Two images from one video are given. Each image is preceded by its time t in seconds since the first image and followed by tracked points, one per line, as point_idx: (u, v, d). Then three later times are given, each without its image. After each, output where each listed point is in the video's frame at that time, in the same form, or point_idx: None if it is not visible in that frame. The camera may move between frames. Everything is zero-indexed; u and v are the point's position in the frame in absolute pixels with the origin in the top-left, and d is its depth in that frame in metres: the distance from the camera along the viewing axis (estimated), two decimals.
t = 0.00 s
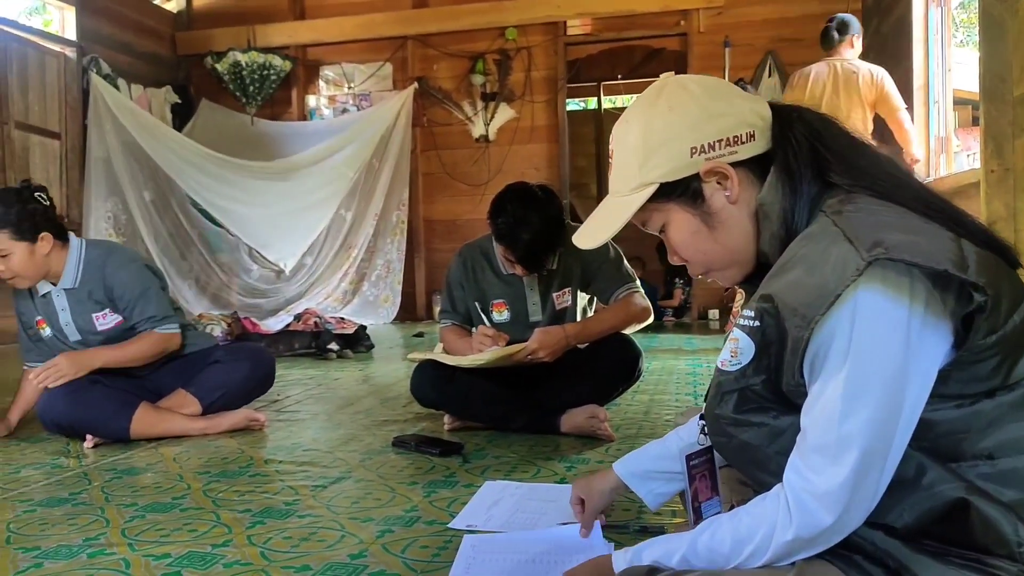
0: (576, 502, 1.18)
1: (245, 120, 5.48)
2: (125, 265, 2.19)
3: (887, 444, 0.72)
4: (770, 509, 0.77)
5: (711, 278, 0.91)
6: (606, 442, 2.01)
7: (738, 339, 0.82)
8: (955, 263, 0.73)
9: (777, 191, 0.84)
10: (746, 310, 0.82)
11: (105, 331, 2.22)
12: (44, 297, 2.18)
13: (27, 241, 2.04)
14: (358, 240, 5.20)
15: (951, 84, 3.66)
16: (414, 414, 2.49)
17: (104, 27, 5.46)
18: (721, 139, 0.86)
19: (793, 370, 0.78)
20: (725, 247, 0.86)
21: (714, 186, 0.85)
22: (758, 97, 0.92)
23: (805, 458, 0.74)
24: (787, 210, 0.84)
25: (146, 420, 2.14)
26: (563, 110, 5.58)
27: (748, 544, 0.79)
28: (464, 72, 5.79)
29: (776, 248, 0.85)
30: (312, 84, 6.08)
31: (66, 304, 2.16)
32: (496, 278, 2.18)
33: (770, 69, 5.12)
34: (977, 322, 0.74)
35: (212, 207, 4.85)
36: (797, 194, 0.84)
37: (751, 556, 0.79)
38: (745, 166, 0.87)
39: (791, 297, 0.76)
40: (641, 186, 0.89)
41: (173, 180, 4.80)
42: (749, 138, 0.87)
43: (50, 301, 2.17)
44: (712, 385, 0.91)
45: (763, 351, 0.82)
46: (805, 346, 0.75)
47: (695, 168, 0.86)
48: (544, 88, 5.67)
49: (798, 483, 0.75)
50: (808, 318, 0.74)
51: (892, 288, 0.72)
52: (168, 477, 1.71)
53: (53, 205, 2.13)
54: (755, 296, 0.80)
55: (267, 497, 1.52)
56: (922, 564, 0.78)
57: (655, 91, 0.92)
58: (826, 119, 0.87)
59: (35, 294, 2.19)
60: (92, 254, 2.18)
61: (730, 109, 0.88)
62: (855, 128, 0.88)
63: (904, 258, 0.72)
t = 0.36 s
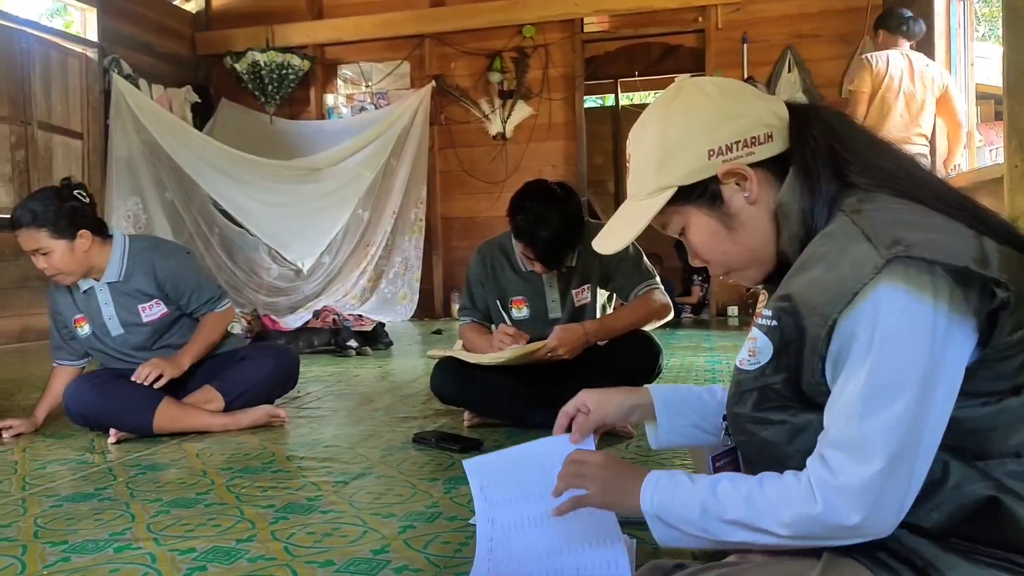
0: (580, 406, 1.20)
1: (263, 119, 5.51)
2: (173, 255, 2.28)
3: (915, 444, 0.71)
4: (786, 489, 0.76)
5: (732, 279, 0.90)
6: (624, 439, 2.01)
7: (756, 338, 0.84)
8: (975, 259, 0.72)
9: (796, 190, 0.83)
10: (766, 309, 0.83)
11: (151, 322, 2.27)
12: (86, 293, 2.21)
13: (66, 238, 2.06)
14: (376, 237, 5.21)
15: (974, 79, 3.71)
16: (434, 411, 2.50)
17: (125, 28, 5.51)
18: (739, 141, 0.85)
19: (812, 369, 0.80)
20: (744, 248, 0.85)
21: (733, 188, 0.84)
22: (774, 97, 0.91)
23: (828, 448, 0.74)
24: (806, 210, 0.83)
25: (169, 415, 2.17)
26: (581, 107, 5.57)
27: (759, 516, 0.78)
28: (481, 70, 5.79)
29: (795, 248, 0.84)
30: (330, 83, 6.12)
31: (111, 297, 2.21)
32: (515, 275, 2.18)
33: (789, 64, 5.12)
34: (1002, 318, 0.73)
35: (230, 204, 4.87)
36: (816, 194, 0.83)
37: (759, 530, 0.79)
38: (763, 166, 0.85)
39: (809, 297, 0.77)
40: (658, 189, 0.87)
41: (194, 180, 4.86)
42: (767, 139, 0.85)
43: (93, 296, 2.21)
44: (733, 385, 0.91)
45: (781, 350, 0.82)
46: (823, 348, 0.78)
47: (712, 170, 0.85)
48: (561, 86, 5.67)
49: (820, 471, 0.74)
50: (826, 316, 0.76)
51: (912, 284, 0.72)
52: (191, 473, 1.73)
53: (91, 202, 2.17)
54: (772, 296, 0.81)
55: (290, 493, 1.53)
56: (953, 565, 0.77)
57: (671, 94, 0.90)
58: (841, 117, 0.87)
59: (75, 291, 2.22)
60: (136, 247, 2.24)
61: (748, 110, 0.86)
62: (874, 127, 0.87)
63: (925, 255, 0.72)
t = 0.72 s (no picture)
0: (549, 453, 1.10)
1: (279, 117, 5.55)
2: (198, 258, 2.31)
3: (926, 443, 0.69)
4: (799, 504, 0.74)
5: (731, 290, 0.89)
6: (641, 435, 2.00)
7: (761, 347, 0.80)
8: (979, 257, 0.70)
9: (794, 201, 0.82)
10: (769, 319, 0.80)
11: (173, 323, 2.30)
12: (109, 290, 2.24)
13: (92, 235, 2.09)
14: (392, 236, 5.24)
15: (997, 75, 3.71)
16: (451, 408, 2.51)
17: (144, 27, 5.57)
18: (728, 153, 0.84)
19: (819, 378, 0.76)
20: (743, 258, 0.84)
21: (725, 201, 0.83)
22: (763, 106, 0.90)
23: (840, 459, 0.71)
24: (804, 216, 0.81)
25: (191, 413, 2.19)
26: (597, 105, 5.57)
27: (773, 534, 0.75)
28: (497, 67, 5.81)
29: (796, 254, 0.82)
30: (347, 81, 6.12)
31: (133, 297, 2.23)
32: (533, 273, 2.19)
33: (808, 60, 5.11)
34: (1009, 312, 0.70)
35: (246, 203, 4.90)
36: (812, 197, 0.81)
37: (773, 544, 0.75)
38: (754, 176, 0.84)
39: (817, 304, 0.75)
40: (652, 207, 0.87)
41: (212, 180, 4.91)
42: (756, 149, 0.85)
43: (116, 295, 2.23)
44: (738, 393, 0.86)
45: (787, 359, 0.78)
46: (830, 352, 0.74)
47: (703, 185, 0.84)
48: (577, 83, 5.67)
49: (831, 481, 0.71)
50: (832, 322, 0.73)
51: (918, 284, 0.70)
52: (212, 469, 1.75)
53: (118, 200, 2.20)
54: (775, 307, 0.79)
55: (310, 489, 1.54)
56: (973, 562, 0.75)
57: (659, 111, 0.90)
58: (833, 124, 0.85)
59: (98, 289, 2.26)
60: (161, 249, 2.27)
61: (737, 121, 0.86)
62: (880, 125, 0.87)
63: (929, 257, 0.70)
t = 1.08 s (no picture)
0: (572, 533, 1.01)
1: (299, 115, 5.56)
2: (219, 256, 2.30)
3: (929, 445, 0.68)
4: (821, 519, 0.71)
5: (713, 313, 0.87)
6: (669, 433, 2.00)
7: (752, 370, 0.81)
8: (950, 254, 0.70)
9: (762, 221, 0.81)
10: (757, 340, 0.81)
11: (194, 320, 2.31)
12: (132, 288, 2.26)
13: (115, 232, 2.10)
14: (413, 233, 5.24)
15: None
16: (474, 406, 2.51)
17: (163, 27, 5.61)
18: (698, 178, 0.84)
19: (812, 394, 0.76)
20: (719, 282, 0.83)
21: (698, 225, 0.82)
22: (731, 130, 0.90)
23: (852, 470, 0.69)
24: (775, 236, 0.80)
25: (215, 410, 2.20)
26: (618, 100, 5.54)
27: (805, 553, 0.72)
28: (518, 63, 5.79)
29: (773, 275, 0.82)
30: (366, 79, 6.17)
31: (155, 294, 2.25)
32: (557, 270, 2.17)
33: (834, 53, 5.03)
34: (987, 306, 0.71)
35: (267, 203, 4.93)
36: (780, 216, 0.80)
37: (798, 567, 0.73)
38: (724, 199, 0.84)
39: (795, 321, 0.74)
40: (626, 235, 0.86)
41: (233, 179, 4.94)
42: (725, 172, 0.84)
43: (139, 292, 2.25)
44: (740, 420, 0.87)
45: (779, 380, 0.79)
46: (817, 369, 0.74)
47: (674, 211, 0.83)
48: (599, 79, 5.64)
49: (848, 493, 0.69)
50: (815, 334, 0.72)
51: (895, 290, 0.69)
52: (238, 465, 1.76)
53: (139, 197, 2.21)
54: (760, 328, 0.78)
55: (335, 485, 1.54)
56: (1005, 558, 0.74)
57: (627, 140, 0.90)
58: (797, 143, 0.86)
59: (121, 286, 2.27)
60: (182, 246, 2.27)
61: (704, 145, 0.85)
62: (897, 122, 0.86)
63: (899, 262, 0.69)
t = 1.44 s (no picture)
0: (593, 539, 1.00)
1: (318, 113, 5.58)
2: (241, 254, 2.32)
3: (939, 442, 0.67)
4: (841, 519, 0.69)
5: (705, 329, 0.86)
6: (693, 431, 1.99)
7: (753, 384, 0.82)
8: (931, 254, 0.70)
9: (749, 233, 0.80)
10: (756, 353, 0.82)
11: (216, 319, 2.33)
12: (156, 286, 2.28)
13: (139, 230, 2.12)
14: (431, 232, 5.24)
15: None
16: (494, 403, 2.51)
17: (183, 26, 5.66)
18: (687, 196, 0.83)
19: (812, 398, 0.77)
20: (711, 299, 0.81)
21: (689, 242, 0.81)
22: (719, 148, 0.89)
23: (865, 473, 0.68)
24: (762, 249, 0.79)
25: (236, 406, 2.21)
26: (637, 97, 5.52)
27: (829, 553, 0.70)
28: (536, 60, 5.77)
29: (765, 287, 0.80)
30: (384, 77, 6.17)
31: (178, 292, 2.27)
32: (579, 267, 2.17)
33: (858, 48, 4.98)
34: (977, 302, 0.70)
35: (286, 204, 4.94)
36: (767, 229, 0.79)
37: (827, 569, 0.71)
38: (715, 217, 0.83)
39: (789, 332, 0.74)
40: (617, 254, 0.85)
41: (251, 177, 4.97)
42: (714, 189, 0.83)
43: (162, 290, 2.28)
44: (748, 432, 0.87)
45: (781, 391, 0.80)
46: (815, 377, 0.75)
47: (665, 229, 0.82)
48: (619, 75, 5.63)
49: (865, 494, 0.68)
50: (809, 341, 0.73)
51: (883, 293, 0.69)
52: (261, 461, 1.77)
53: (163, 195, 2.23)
54: (757, 340, 0.79)
55: (357, 481, 1.55)
56: None
57: (617, 158, 0.89)
58: (784, 155, 0.84)
59: (145, 283, 2.30)
60: (205, 244, 2.29)
61: (693, 162, 0.84)
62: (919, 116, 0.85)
63: (882, 265, 0.69)
